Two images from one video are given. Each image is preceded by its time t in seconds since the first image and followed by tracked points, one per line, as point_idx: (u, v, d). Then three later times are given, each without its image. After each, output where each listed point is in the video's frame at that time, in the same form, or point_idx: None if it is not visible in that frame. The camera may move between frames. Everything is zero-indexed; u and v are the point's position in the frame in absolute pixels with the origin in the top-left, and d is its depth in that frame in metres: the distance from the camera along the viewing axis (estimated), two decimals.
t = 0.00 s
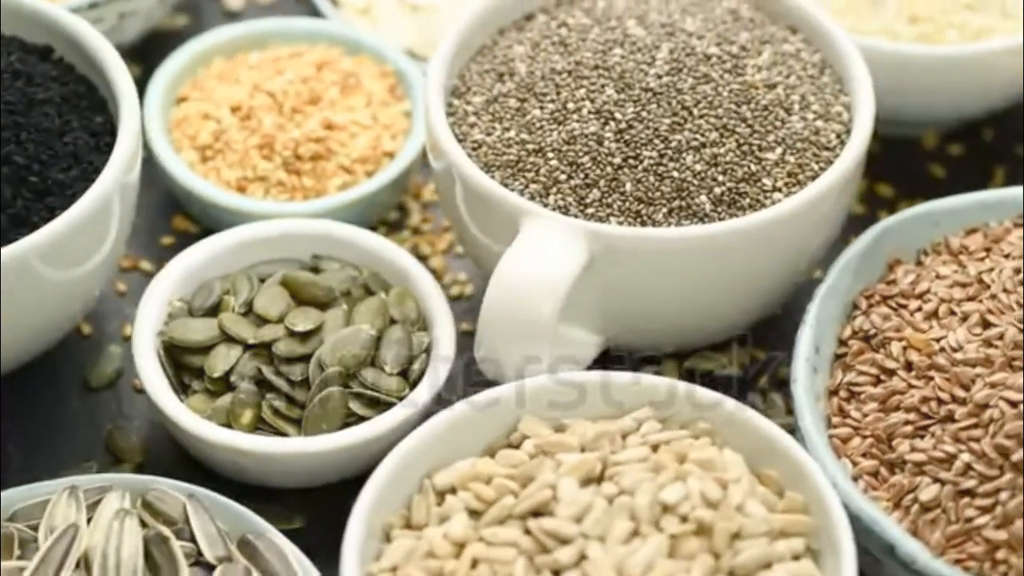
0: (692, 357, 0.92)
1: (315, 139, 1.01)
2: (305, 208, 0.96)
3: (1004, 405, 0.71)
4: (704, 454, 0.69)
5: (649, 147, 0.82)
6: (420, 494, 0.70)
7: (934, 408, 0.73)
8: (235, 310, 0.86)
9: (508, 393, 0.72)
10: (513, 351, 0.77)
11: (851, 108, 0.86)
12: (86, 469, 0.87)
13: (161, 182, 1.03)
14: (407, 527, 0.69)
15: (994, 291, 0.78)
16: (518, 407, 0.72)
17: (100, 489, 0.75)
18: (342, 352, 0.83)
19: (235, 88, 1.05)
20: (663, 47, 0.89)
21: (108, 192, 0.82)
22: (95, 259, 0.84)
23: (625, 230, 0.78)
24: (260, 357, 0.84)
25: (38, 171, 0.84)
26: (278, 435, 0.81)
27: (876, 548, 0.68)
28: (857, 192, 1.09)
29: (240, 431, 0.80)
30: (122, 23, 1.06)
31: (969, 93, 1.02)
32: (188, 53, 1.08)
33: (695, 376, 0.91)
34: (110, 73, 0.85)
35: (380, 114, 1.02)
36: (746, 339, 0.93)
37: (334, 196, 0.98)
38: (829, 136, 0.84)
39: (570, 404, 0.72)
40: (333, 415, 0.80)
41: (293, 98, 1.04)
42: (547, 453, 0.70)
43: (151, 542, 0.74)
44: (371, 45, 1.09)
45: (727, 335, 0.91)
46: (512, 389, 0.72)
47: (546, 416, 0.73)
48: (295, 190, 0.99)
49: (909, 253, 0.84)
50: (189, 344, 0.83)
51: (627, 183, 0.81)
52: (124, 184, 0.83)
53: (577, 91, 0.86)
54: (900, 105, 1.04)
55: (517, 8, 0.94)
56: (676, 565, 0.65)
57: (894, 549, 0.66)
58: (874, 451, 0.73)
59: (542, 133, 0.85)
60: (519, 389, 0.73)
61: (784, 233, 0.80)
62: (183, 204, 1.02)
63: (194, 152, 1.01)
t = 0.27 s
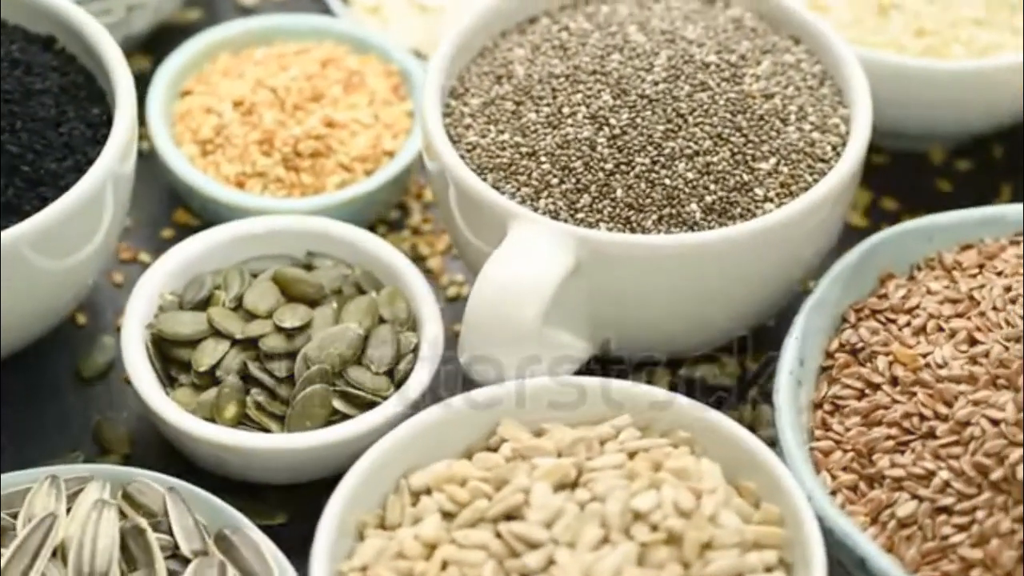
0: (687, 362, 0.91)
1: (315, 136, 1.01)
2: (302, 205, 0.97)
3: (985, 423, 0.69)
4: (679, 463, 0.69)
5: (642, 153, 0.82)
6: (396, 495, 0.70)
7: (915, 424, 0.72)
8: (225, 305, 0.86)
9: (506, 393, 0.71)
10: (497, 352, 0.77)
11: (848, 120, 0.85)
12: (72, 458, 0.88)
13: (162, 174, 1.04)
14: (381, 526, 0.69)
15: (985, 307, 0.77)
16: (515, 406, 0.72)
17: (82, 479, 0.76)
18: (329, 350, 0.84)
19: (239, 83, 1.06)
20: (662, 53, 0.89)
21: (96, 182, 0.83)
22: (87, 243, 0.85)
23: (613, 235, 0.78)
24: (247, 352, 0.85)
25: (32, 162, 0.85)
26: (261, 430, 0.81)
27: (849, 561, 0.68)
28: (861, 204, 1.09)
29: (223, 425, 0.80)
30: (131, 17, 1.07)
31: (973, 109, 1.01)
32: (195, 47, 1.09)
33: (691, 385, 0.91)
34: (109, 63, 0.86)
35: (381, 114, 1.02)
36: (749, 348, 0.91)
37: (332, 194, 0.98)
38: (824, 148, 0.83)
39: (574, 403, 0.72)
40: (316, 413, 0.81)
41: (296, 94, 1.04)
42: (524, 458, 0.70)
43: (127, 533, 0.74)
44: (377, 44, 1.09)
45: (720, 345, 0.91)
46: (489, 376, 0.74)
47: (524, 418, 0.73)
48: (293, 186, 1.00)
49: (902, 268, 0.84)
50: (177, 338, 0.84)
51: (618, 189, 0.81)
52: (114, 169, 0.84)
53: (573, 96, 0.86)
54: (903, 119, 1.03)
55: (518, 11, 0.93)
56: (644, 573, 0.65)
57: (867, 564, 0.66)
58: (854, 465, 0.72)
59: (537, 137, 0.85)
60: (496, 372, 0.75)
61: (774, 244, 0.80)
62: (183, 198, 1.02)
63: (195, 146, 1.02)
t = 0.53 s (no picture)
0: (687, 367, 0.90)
1: (315, 134, 1.02)
2: (298, 201, 0.97)
3: (968, 438, 0.69)
4: (657, 470, 0.69)
5: (635, 159, 0.82)
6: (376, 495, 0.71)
7: (899, 437, 0.71)
8: (217, 300, 0.87)
9: (506, 392, 0.72)
10: (482, 354, 0.76)
11: (846, 130, 0.84)
12: (62, 450, 0.89)
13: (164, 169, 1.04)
14: (359, 525, 0.69)
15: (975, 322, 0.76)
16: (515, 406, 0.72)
17: (66, 469, 0.76)
18: (317, 347, 0.84)
19: (242, 80, 1.06)
20: (660, 59, 0.88)
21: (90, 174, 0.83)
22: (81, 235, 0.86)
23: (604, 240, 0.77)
24: (236, 347, 0.85)
25: (27, 154, 0.85)
26: (246, 426, 0.82)
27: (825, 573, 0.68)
28: (864, 215, 1.08)
29: (208, 420, 0.81)
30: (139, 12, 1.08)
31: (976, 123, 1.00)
32: (201, 42, 1.09)
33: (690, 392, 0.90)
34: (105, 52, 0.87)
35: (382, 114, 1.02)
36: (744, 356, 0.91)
37: (330, 191, 0.99)
38: (820, 158, 0.83)
39: (570, 405, 0.72)
40: (302, 410, 0.81)
41: (298, 92, 1.05)
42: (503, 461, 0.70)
43: (108, 525, 0.75)
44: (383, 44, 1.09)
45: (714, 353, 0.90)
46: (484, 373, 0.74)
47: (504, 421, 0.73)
48: (291, 183, 1.00)
49: (896, 280, 0.83)
50: (167, 332, 0.85)
51: (610, 194, 0.81)
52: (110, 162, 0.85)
53: (570, 99, 0.86)
54: (906, 131, 1.02)
55: (519, 15, 0.93)
56: None
57: None
58: (836, 477, 0.72)
59: (531, 140, 0.85)
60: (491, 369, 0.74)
61: (766, 252, 0.79)
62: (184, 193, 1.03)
63: (195, 141, 1.02)
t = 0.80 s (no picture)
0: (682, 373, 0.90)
1: (316, 131, 1.02)
2: (294, 199, 0.97)
3: (950, 452, 0.69)
4: (634, 477, 0.69)
5: (628, 164, 0.82)
6: (355, 494, 0.71)
7: (881, 450, 0.71)
8: (208, 295, 0.87)
9: (507, 392, 0.71)
10: (468, 355, 0.76)
11: (842, 141, 0.84)
12: (50, 440, 0.89)
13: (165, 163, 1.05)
14: (337, 524, 0.69)
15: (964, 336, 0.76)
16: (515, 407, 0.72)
17: (51, 460, 0.77)
18: (305, 345, 0.84)
19: (246, 75, 1.07)
20: (658, 65, 0.88)
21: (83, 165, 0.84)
22: (77, 227, 0.87)
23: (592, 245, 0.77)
24: (225, 342, 0.86)
25: (22, 145, 0.86)
26: (232, 422, 0.82)
27: None
28: (868, 226, 1.07)
29: (195, 414, 0.81)
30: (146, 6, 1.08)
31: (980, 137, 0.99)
32: (208, 37, 1.10)
33: (690, 397, 0.89)
34: (104, 41, 0.88)
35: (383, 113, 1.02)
36: (740, 365, 0.91)
37: (328, 189, 0.99)
38: (815, 167, 0.82)
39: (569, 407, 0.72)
40: (290, 405, 0.81)
41: (300, 89, 1.05)
42: (481, 463, 0.70)
43: (88, 517, 0.75)
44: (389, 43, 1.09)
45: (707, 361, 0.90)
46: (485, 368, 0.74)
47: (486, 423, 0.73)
48: (290, 180, 1.00)
49: (888, 292, 0.82)
50: (158, 325, 0.85)
51: (602, 199, 0.81)
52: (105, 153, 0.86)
53: (566, 103, 0.86)
54: (909, 142, 1.01)
55: (521, 19, 0.93)
56: None
57: None
58: (817, 488, 0.72)
59: (526, 142, 0.85)
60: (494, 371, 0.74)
61: (756, 261, 0.79)
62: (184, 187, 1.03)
63: (196, 136, 1.03)
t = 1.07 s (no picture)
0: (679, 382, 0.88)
1: (316, 128, 1.02)
2: (292, 195, 0.98)
3: (928, 469, 0.68)
4: (607, 484, 0.68)
5: (620, 171, 0.82)
6: (330, 491, 0.71)
7: (859, 465, 0.71)
8: (199, 289, 0.88)
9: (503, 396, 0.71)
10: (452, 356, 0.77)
11: (837, 153, 0.83)
12: (38, 428, 0.90)
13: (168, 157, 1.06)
14: (311, 522, 0.70)
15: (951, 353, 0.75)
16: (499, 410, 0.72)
17: (32, 450, 0.77)
18: (292, 342, 0.84)
19: (251, 71, 1.07)
20: (656, 72, 0.88)
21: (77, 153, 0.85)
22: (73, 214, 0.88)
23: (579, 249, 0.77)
24: (213, 336, 0.86)
25: (17, 134, 0.87)
26: (216, 416, 0.82)
27: None
28: (869, 239, 1.07)
29: (178, 408, 0.82)
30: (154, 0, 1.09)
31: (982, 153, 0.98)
32: (215, 32, 1.10)
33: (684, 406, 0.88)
34: (107, 35, 0.89)
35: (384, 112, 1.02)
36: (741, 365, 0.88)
37: (326, 187, 0.99)
38: (807, 179, 0.82)
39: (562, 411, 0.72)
40: (274, 401, 0.82)
41: (302, 86, 1.05)
42: (456, 465, 0.70)
43: (66, 506, 0.75)
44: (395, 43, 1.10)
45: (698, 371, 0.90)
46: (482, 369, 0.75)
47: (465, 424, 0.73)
48: (288, 176, 1.01)
49: (878, 306, 0.82)
50: (148, 318, 0.86)
51: (591, 205, 0.81)
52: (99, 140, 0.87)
53: (561, 107, 0.86)
54: (909, 155, 1.00)
55: (524, 22, 0.93)
56: None
57: None
58: (794, 501, 0.72)
59: (519, 146, 0.84)
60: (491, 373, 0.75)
61: (745, 270, 0.79)
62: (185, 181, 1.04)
63: (198, 130, 1.03)
